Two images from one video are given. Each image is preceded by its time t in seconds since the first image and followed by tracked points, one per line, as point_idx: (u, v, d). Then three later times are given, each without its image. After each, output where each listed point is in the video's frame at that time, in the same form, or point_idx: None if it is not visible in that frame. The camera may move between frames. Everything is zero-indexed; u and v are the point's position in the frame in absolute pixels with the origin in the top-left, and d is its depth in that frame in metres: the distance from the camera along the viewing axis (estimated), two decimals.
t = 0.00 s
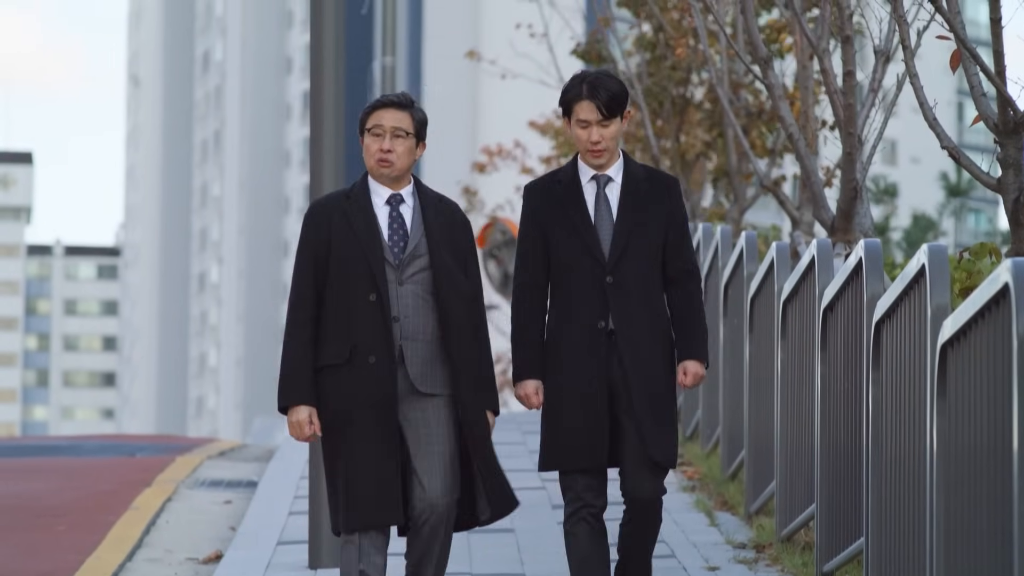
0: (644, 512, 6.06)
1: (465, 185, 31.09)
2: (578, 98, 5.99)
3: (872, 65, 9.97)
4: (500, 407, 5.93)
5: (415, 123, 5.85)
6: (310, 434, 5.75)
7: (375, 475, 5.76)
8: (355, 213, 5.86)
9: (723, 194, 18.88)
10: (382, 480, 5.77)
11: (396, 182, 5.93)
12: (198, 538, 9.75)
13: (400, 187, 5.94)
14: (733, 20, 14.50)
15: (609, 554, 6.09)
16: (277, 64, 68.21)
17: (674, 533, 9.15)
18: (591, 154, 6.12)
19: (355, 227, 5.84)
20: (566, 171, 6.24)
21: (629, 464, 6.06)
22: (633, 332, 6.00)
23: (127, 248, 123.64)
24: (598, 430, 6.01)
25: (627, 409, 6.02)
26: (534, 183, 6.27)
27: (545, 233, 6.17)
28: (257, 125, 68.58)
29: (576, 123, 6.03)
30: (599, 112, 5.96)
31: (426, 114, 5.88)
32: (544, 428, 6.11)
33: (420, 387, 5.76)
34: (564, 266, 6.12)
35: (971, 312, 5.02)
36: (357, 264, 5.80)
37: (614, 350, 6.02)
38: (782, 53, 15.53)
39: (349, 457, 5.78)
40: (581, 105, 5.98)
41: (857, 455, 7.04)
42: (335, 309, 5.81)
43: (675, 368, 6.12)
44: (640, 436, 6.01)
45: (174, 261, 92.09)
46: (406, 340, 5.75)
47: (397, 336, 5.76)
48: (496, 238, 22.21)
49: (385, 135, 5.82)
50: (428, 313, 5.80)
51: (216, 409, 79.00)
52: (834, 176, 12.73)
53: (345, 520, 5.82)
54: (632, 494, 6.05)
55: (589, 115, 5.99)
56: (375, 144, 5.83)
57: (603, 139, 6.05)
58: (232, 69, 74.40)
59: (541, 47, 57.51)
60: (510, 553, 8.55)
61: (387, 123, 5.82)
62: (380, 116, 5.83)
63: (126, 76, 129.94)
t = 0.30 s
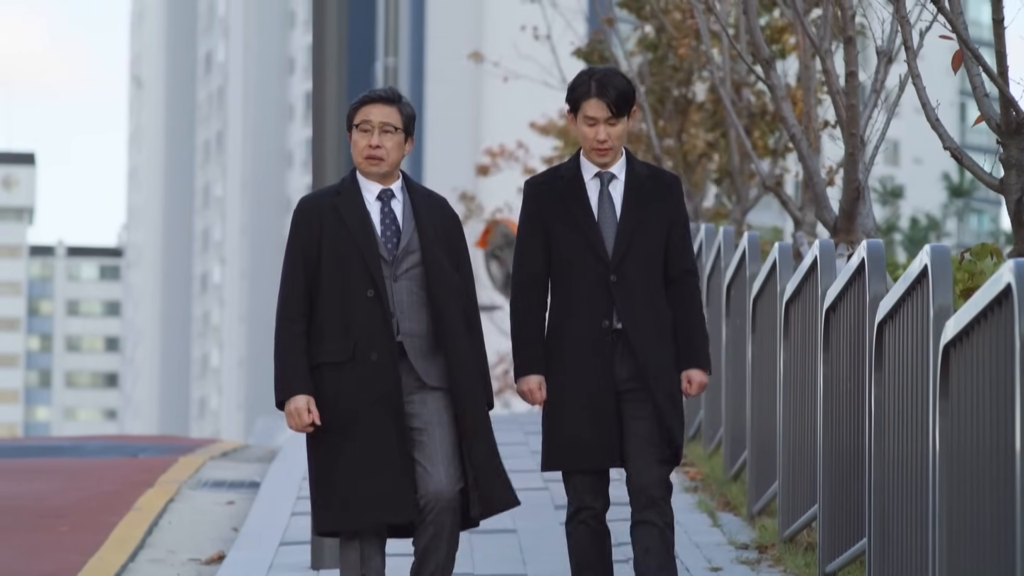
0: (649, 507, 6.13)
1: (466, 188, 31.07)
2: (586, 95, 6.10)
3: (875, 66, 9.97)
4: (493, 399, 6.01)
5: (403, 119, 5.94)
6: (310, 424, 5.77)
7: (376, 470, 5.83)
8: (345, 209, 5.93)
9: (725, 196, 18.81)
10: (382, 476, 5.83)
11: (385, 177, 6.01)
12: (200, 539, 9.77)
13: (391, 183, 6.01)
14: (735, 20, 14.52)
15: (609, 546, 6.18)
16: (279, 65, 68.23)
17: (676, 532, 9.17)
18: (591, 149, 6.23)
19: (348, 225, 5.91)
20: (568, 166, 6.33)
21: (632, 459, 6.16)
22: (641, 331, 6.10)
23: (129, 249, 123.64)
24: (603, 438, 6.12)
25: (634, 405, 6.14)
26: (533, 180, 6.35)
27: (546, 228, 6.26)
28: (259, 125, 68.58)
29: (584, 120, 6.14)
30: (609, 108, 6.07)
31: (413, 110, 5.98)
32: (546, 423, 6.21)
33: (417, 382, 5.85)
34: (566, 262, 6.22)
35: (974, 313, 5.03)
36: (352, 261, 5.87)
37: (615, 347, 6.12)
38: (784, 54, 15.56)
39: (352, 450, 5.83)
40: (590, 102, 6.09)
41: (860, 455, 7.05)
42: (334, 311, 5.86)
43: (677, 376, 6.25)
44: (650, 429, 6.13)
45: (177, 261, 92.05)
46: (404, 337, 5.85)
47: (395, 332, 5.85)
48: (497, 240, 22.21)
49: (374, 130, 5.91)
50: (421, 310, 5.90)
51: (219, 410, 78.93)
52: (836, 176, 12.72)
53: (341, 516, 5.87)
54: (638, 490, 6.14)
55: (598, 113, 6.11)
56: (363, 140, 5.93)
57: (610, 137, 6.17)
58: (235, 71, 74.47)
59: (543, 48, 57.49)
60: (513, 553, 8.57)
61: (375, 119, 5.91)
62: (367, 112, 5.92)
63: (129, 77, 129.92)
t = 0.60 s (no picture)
0: (646, 520, 5.98)
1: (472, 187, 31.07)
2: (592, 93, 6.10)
3: (879, 66, 9.97)
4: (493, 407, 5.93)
5: (407, 119, 5.90)
6: (307, 435, 5.73)
7: (378, 474, 5.79)
8: (346, 211, 5.86)
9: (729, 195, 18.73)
10: (382, 482, 5.79)
11: (390, 179, 5.96)
12: (204, 540, 9.77)
13: (394, 184, 5.97)
14: (739, 21, 14.52)
15: (612, 557, 6.06)
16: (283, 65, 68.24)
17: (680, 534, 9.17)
18: (595, 151, 6.14)
19: (349, 226, 5.85)
20: (583, 175, 6.21)
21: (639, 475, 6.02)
22: (649, 340, 5.98)
23: (133, 249, 123.65)
24: (608, 442, 5.98)
25: (642, 416, 6.01)
26: (549, 188, 6.22)
27: (560, 237, 6.12)
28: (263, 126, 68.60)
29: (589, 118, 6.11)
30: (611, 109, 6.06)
31: (418, 109, 5.93)
32: (554, 432, 6.07)
33: (418, 386, 5.81)
34: (580, 273, 6.09)
35: (978, 314, 5.01)
36: (354, 264, 5.81)
37: (625, 357, 6.00)
38: (788, 54, 15.53)
39: (354, 455, 5.77)
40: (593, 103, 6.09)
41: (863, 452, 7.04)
42: (336, 314, 5.81)
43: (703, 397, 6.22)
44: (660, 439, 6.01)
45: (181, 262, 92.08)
46: (404, 342, 5.80)
47: (395, 337, 5.80)
48: (503, 240, 22.18)
49: (377, 130, 5.87)
50: (423, 313, 5.84)
51: (222, 410, 78.92)
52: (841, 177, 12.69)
53: (339, 523, 5.81)
54: (636, 507, 6.01)
55: (595, 113, 6.10)
56: (367, 140, 5.89)
57: (607, 139, 6.10)
58: (239, 72, 74.56)
59: (547, 48, 57.48)
60: (516, 553, 8.57)
61: (379, 118, 5.87)
62: (371, 111, 5.88)
63: (134, 78, 130.01)
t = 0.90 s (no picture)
0: (657, 524, 5.89)
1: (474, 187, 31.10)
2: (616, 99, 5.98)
3: (882, 67, 9.97)
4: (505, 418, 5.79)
5: (431, 123, 5.75)
6: (309, 443, 5.66)
7: (377, 483, 5.66)
8: (358, 214, 5.75)
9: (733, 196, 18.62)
10: (379, 489, 5.66)
11: (409, 184, 5.80)
12: (207, 541, 9.76)
13: (413, 189, 5.80)
14: (743, 22, 14.50)
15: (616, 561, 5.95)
16: (287, 66, 68.27)
17: (685, 535, 9.12)
18: (616, 147, 6.02)
19: (359, 228, 5.72)
20: (607, 171, 6.10)
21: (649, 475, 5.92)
22: (664, 337, 5.86)
23: (137, 250, 123.60)
24: (620, 443, 5.86)
25: (656, 422, 5.90)
26: (578, 182, 6.13)
27: (580, 233, 6.01)
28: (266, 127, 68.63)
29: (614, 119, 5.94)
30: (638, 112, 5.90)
31: (441, 112, 5.78)
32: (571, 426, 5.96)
33: (419, 393, 5.64)
34: (597, 268, 5.98)
35: (981, 314, 5.01)
36: (361, 266, 5.68)
37: (635, 357, 5.87)
38: (791, 55, 15.50)
39: (349, 460, 5.66)
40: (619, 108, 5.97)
41: (867, 454, 7.03)
42: (338, 316, 5.70)
43: (710, 385, 6.01)
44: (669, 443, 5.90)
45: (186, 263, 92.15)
46: (402, 347, 5.64)
47: (394, 341, 5.64)
48: (506, 241, 22.16)
49: (403, 135, 5.71)
50: (429, 319, 5.66)
51: (226, 411, 78.96)
52: (845, 178, 12.69)
53: (340, 534, 5.70)
54: (646, 509, 5.92)
55: (615, 109, 6.00)
56: (392, 145, 5.72)
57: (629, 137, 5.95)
58: (242, 73, 74.64)
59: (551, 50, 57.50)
60: (518, 557, 8.54)
61: (404, 123, 5.71)
62: (395, 116, 5.73)
63: (137, 78, 129.99)
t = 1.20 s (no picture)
0: (658, 527, 5.91)
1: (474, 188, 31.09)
2: (636, 87, 5.89)
3: (883, 67, 9.97)
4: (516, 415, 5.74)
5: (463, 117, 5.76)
6: (320, 432, 5.71)
7: (375, 480, 5.65)
8: (369, 209, 5.74)
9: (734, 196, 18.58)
10: (376, 480, 5.64)
11: (419, 178, 5.78)
12: (207, 542, 9.76)
13: (421, 183, 5.79)
14: (743, 21, 14.48)
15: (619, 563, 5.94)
16: (288, 67, 68.26)
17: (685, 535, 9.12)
18: (640, 142, 5.96)
19: (367, 224, 5.73)
20: (621, 164, 6.06)
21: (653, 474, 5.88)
22: (667, 333, 5.86)
23: (138, 250, 123.62)
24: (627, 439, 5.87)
25: (661, 421, 5.89)
26: (593, 172, 6.08)
27: (591, 224, 6.00)
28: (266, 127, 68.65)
29: (634, 115, 5.90)
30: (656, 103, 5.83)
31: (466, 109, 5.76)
32: (581, 420, 5.96)
33: (420, 386, 5.60)
34: (606, 262, 5.96)
35: (982, 316, 5.01)
36: (367, 259, 5.69)
37: (639, 353, 5.88)
38: (792, 56, 15.49)
39: (348, 458, 5.67)
40: (639, 95, 5.88)
41: (868, 454, 7.04)
42: (345, 306, 5.72)
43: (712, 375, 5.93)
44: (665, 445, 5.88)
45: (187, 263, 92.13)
46: (407, 341, 5.62)
47: (398, 336, 5.63)
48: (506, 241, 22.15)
49: (436, 132, 5.71)
50: (432, 315, 5.64)
51: (227, 412, 78.93)
52: (846, 177, 12.66)
53: (341, 529, 5.73)
54: (650, 512, 5.94)
55: (643, 106, 5.88)
56: (425, 142, 5.71)
57: (655, 132, 5.89)
58: (241, 74, 74.64)
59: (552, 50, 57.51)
60: (519, 556, 8.55)
61: (436, 119, 5.72)
62: (428, 111, 5.73)
63: (138, 79, 129.97)
